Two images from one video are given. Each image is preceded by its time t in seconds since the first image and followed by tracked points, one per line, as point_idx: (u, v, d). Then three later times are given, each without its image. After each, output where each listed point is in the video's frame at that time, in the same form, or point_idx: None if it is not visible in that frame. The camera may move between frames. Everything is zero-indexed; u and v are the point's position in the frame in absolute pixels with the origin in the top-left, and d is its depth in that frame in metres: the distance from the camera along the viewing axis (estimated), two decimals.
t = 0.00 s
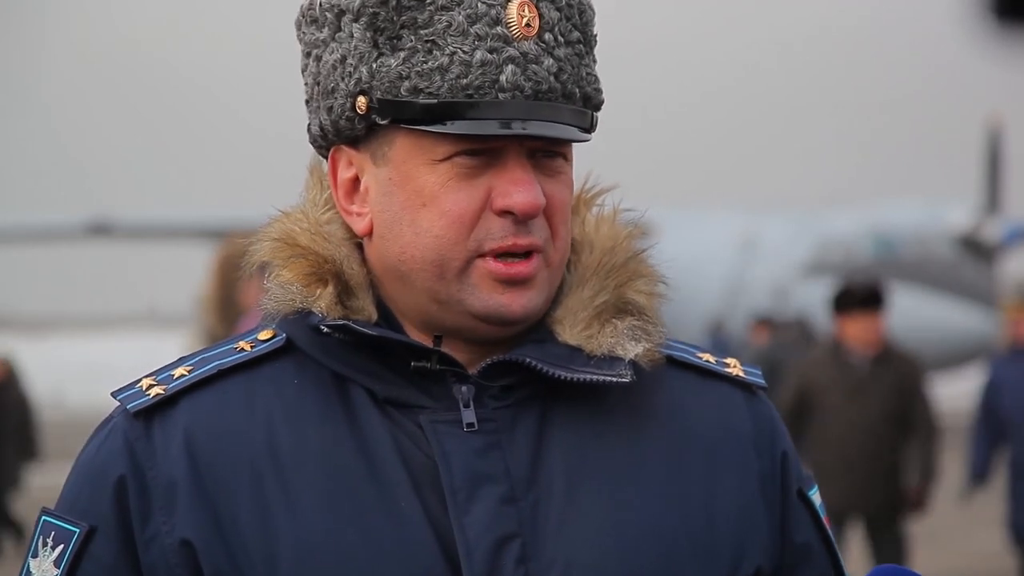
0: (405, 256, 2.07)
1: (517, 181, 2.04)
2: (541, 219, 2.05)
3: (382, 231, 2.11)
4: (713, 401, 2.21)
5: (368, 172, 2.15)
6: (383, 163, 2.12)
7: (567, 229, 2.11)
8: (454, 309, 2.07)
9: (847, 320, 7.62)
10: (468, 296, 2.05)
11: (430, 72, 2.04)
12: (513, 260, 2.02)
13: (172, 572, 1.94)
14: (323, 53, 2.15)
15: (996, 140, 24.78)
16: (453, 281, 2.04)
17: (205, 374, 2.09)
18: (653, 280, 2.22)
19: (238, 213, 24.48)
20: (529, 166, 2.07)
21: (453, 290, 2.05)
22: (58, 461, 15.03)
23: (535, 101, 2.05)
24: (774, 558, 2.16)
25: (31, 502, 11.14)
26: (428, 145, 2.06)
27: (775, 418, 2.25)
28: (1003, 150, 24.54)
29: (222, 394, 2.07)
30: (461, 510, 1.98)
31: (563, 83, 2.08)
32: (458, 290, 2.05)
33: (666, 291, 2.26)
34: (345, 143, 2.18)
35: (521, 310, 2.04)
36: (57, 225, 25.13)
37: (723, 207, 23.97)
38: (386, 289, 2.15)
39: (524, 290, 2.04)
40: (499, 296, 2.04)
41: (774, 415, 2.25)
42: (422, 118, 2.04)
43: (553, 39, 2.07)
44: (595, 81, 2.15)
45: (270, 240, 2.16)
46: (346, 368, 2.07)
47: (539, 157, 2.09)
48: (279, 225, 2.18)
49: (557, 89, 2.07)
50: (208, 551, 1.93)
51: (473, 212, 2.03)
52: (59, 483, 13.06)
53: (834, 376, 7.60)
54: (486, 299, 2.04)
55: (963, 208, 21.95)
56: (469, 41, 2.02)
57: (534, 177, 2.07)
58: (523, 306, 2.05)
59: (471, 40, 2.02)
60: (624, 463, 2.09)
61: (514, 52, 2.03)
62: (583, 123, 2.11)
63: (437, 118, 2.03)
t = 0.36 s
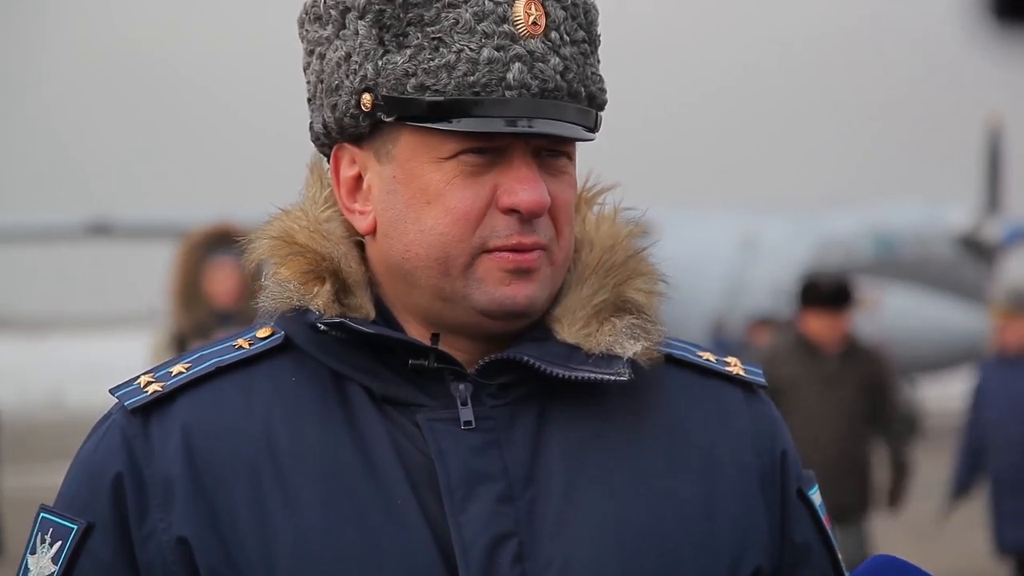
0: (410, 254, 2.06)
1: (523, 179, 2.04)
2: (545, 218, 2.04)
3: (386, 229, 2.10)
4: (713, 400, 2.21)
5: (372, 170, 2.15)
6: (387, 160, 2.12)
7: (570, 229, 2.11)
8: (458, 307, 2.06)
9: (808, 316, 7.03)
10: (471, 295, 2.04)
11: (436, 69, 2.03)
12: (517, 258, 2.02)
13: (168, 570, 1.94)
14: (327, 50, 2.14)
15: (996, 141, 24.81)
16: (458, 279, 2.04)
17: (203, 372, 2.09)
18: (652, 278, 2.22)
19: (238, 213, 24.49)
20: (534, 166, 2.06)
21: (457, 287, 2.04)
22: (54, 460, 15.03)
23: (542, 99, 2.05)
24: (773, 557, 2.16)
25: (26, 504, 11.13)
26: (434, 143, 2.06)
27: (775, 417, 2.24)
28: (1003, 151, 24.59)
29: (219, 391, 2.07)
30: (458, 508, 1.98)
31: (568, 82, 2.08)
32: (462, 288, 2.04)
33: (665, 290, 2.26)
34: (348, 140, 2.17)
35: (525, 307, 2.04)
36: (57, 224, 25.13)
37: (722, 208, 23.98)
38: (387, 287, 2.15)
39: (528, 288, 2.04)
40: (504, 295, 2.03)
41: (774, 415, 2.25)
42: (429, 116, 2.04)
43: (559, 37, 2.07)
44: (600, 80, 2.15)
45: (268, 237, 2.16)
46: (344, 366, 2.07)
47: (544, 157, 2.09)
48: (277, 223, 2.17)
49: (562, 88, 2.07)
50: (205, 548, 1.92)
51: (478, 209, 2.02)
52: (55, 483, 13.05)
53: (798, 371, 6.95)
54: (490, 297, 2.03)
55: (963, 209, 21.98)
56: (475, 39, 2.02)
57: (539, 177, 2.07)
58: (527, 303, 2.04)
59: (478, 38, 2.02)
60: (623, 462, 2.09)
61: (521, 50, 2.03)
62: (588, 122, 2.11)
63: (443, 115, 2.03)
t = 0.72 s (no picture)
0: (405, 253, 2.07)
1: (519, 180, 2.04)
2: (541, 219, 2.04)
3: (383, 227, 2.10)
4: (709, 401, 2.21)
5: (370, 167, 2.15)
6: (385, 158, 2.12)
7: (569, 230, 2.11)
8: (454, 307, 2.07)
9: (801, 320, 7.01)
10: (466, 294, 2.04)
11: (435, 69, 2.04)
12: (512, 260, 2.02)
13: (163, 568, 1.94)
14: (329, 47, 2.15)
15: (997, 142, 24.86)
16: (453, 279, 2.04)
17: (200, 370, 2.09)
18: (650, 280, 2.22)
19: (240, 214, 24.48)
20: (531, 167, 2.06)
21: (452, 287, 2.05)
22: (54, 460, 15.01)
23: (540, 101, 2.05)
24: (769, 558, 2.16)
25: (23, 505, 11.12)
26: (431, 142, 2.06)
27: (772, 419, 2.25)
28: (1003, 153, 24.63)
29: (217, 389, 2.07)
30: (453, 509, 1.98)
31: (567, 83, 2.08)
32: (456, 287, 2.04)
33: (663, 291, 2.26)
34: (348, 137, 2.18)
35: (520, 308, 2.04)
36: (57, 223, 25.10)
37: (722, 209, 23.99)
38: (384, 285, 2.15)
39: (523, 289, 2.04)
40: (498, 295, 2.03)
41: (771, 417, 2.25)
42: (426, 115, 2.04)
43: (558, 39, 2.07)
44: (600, 82, 2.15)
45: (266, 236, 2.16)
46: (340, 364, 2.07)
47: (541, 157, 2.08)
48: (276, 221, 2.17)
49: (561, 90, 2.07)
50: (199, 547, 1.92)
51: (473, 210, 2.02)
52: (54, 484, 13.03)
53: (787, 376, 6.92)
54: (485, 297, 2.03)
55: (963, 210, 22.01)
56: (474, 40, 2.02)
57: (536, 178, 2.06)
58: (522, 303, 2.04)
59: (477, 39, 2.02)
60: (619, 463, 2.09)
61: (519, 52, 2.03)
62: (586, 124, 2.11)
63: (439, 116, 2.03)
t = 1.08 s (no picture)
0: (400, 254, 2.07)
1: (513, 182, 2.03)
2: (535, 221, 2.04)
3: (378, 228, 2.11)
4: (705, 402, 2.21)
5: (365, 168, 2.15)
6: (380, 159, 2.12)
7: (563, 231, 2.11)
8: (449, 308, 2.07)
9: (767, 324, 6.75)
10: (461, 295, 2.04)
11: (429, 70, 2.04)
12: (506, 261, 2.02)
13: (158, 570, 1.95)
14: (325, 47, 2.15)
15: (996, 142, 24.84)
16: (448, 280, 2.04)
17: (197, 372, 2.09)
18: (647, 281, 2.22)
19: (238, 214, 24.44)
20: (526, 168, 2.06)
21: (447, 288, 2.05)
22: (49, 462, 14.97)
23: (533, 102, 2.05)
24: (765, 560, 2.16)
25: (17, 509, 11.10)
26: (425, 144, 2.06)
27: (769, 420, 2.24)
28: (1002, 154, 24.60)
29: (213, 391, 2.07)
30: (447, 511, 1.98)
31: (561, 85, 2.08)
32: (451, 288, 2.05)
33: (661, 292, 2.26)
34: (343, 137, 2.18)
35: (515, 309, 2.04)
36: (55, 224, 25.07)
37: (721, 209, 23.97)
38: (380, 287, 2.15)
39: (517, 290, 2.04)
40: (493, 296, 2.03)
41: (768, 418, 2.25)
42: (419, 116, 2.04)
43: (553, 40, 2.07)
44: (596, 83, 2.15)
45: (262, 237, 2.16)
46: (335, 367, 2.07)
47: (536, 159, 2.08)
48: (272, 223, 2.17)
49: (555, 91, 2.07)
50: (193, 549, 1.93)
51: (467, 211, 2.02)
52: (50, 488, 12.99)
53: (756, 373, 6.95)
54: (480, 298, 2.03)
55: (963, 210, 22.00)
56: (468, 41, 2.02)
57: (530, 179, 2.06)
58: (516, 304, 2.04)
59: (471, 40, 2.02)
60: (614, 464, 2.09)
61: (513, 53, 2.03)
62: (582, 125, 2.10)
63: (433, 117, 2.03)
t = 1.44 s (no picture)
0: (396, 262, 2.08)
1: (505, 195, 2.03)
2: (529, 232, 2.04)
3: (375, 234, 2.12)
4: (706, 403, 2.21)
5: (364, 172, 2.16)
6: (377, 165, 2.13)
7: (560, 238, 2.10)
8: (444, 315, 2.08)
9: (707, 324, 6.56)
10: (456, 305, 2.06)
11: (422, 82, 2.05)
12: (499, 273, 2.03)
13: (159, 570, 1.95)
14: (326, 50, 2.16)
15: (996, 141, 24.81)
16: (443, 288, 2.05)
17: (199, 373, 2.09)
18: (650, 283, 2.22)
19: (239, 215, 24.43)
20: (520, 180, 2.06)
21: (442, 296, 2.06)
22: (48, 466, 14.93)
23: (526, 116, 2.05)
24: (766, 561, 2.16)
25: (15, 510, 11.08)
26: (419, 154, 2.07)
27: (772, 423, 2.24)
28: (1002, 152, 24.55)
29: (215, 392, 2.08)
30: (445, 512, 1.99)
31: (556, 97, 2.08)
32: (446, 296, 2.06)
33: (664, 293, 2.26)
34: (343, 141, 2.19)
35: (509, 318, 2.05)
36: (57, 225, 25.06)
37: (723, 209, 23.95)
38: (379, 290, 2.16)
39: (511, 300, 2.04)
40: (487, 306, 2.04)
41: (771, 420, 2.25)
42: (412, 128, 2.06)
43: (549, 52, 2.06)
44: (594, 93, 2.14)
45: (266, 238, 2.17)
46: (336, 368, 2.08)
47: (532, 169, 2.08)
48: (276, 224, 2.18)
49: (549, 104, 2.06)
50: (193, 549, 1.94)
51: (460, 223, 2.03)
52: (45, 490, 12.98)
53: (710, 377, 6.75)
54: (473, 308, 2.04)
55: (966, 211, 21.96)
56: (461, 54, 2.03)
57: (525, 190, 2.06)
58: (510, 311, 2.05)
59: (464, 53, 2.03)
60: (614, 466, 2.10)
61: (507, 66, 2.03)
62: (578, 137, 2.10)
63: (425, 130, 2.04)
